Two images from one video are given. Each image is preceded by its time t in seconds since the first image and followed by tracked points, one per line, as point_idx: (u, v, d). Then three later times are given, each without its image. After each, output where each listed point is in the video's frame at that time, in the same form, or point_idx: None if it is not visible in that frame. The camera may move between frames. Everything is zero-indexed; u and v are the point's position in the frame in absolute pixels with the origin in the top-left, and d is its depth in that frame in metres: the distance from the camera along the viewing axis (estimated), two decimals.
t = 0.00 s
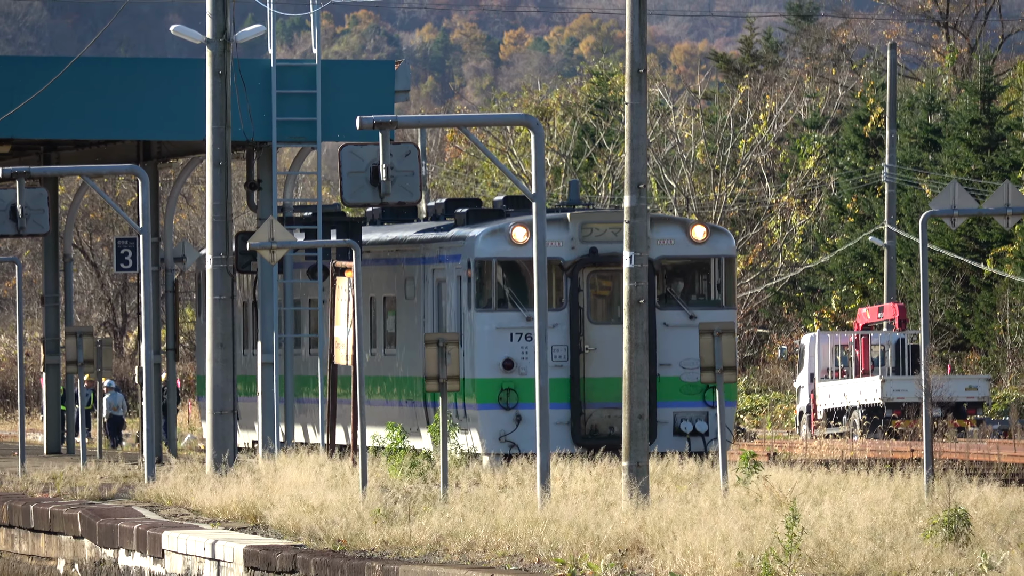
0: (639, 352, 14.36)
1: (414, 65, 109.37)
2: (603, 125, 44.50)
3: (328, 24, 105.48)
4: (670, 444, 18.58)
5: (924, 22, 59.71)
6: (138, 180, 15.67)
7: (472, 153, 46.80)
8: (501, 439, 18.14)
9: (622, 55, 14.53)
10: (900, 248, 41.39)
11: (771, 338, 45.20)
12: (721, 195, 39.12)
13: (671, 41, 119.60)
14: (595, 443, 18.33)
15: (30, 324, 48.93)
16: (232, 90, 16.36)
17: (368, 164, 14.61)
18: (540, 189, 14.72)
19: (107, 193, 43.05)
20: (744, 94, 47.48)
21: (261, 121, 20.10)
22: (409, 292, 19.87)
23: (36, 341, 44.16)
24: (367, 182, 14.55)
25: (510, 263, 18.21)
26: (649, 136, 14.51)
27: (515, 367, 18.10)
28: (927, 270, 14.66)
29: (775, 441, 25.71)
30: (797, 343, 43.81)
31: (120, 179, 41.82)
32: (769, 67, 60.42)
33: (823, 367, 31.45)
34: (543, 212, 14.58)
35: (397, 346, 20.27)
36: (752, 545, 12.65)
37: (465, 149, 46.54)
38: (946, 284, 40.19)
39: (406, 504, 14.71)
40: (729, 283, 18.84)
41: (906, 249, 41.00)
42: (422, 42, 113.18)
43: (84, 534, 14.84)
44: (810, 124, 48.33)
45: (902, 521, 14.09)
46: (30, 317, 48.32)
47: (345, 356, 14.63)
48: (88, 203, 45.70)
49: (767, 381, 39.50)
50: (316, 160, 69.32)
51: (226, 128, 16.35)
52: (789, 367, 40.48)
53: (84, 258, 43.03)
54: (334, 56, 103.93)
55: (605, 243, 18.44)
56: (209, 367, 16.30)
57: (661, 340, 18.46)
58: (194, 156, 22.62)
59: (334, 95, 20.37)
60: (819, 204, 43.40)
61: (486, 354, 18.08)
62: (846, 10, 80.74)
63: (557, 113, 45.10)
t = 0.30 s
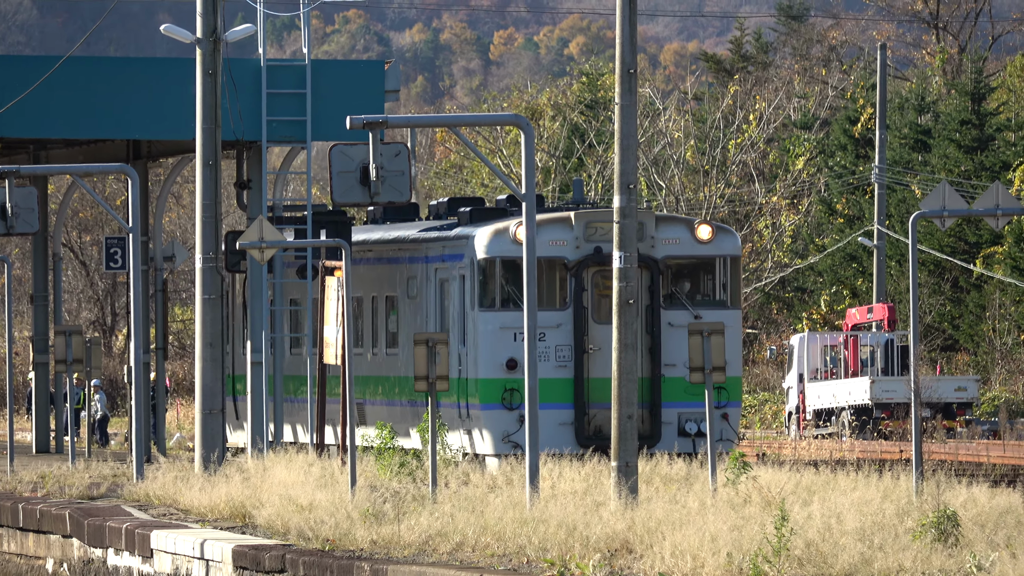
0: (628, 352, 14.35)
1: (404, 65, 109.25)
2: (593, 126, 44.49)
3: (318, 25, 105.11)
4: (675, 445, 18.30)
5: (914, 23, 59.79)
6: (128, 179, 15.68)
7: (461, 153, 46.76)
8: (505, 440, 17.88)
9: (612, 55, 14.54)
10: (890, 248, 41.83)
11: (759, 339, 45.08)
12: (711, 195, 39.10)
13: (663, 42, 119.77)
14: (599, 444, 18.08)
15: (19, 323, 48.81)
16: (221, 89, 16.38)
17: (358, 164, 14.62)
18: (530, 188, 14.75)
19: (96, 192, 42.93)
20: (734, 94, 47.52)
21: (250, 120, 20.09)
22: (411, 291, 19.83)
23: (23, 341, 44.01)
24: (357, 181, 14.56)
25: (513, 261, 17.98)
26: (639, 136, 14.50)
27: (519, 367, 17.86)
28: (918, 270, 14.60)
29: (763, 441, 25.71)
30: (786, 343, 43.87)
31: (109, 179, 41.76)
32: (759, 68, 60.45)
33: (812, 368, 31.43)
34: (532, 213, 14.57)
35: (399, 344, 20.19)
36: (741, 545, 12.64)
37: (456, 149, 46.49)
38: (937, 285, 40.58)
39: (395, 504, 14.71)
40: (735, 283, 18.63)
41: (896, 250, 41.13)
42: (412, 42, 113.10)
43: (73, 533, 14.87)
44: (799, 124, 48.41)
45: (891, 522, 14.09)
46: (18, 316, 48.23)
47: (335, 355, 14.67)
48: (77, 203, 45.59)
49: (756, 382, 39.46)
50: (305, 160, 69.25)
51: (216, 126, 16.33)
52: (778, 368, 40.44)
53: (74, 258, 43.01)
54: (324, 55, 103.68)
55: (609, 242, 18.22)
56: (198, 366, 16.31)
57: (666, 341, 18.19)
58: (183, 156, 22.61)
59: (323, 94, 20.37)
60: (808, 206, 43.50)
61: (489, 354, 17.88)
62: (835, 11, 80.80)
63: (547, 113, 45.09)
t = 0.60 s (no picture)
0: (616, 345, 14.33)
1: (390, 59, 109.13)
2: (581, 120, 44.46)
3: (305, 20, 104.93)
4: (679, 440, 18.13)
5: (902, 17, 59.78)
6: (117, 174, 15.67)
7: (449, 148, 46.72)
8: (509, 434, 17.82)
9: (599, 49, 14.51)
10: (879, 242, 41.98)
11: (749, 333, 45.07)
12: (699, 189, 39.06)
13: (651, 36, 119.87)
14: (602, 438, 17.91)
15: (6, 319, 48.72)
16: (209, 83, 16.41)
17: (346, 158, 14.59)
18: (518, 182, 14.74)
19: (84, 187, 42.81)
20: (721, 88, 47.53)
21: (238, 114, 20.19)
22: (413, 284, 19.57)
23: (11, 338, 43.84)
24: (345, 175, 14.55)
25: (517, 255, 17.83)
26: (627, 130, 14.51)
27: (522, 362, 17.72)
28: (905, 264, 14.64)
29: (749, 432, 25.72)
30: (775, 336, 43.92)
31: (97, 174, 41.67)
32: (747, 62, 60.45)
33: (801, 362, 31.64)
34: (521, 207, 14.55)
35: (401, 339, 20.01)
36: (730, 539, 12.61)
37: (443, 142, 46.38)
38: (924, 279, 40.83)
39: (383, 498, 14.71)
40: (740, 276, 18.39)
41: (884, 243, 41.31)
42: (399, 36, 112.79)
43: (62, 528, 14.90)
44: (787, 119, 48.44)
45: (879, 515, 14.08)
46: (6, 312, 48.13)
47: (323, 349, 14.69)
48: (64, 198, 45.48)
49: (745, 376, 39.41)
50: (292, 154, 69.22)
51: (203, 122, 16.40)
52: (768, 362, 40.41)
53: (62, 252, 43.00)
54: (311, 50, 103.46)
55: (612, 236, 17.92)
56: (186, 361, 16.36)
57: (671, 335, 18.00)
58: (171, 151, 22.62)
59: (310, 88, 20.43)
60: (796, 198, 43.35)
61: (493, 349, 17.75)
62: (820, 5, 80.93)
63: (534, 107, 45.05)
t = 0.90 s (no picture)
0: (605, 342, 14.30)
1: (380, 55, 108.94)
2: (570, 116, 44.46)
3: (295, 16, 104.77)
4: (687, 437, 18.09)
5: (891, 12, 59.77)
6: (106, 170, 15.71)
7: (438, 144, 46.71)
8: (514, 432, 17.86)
9: (588, 45, 14.46)
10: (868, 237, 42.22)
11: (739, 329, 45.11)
12: (688, 184, 39.05)
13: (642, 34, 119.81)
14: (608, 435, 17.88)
15: None
16: (198, 80, 16.49)
17: (335, 155, 14.58)
18: (508, 179, 14.56)
19: (73, 184, 42.70)
20: (710, 84, 47.58)
21: (227, 111, 20.21)
22: (417, 281, 19.51)
23: None
24: (334, 172, 14.55)
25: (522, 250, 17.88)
26: (615, 126, 14.45)
27: (528, 358, 17.76)
28: (895, 263, 14.50)
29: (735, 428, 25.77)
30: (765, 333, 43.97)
31: (86, 171, 41.57)
32: (736, 58, 60.48)
33: (790, 358, 31.60)
34: (510, 204, 14.50)
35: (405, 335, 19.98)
36: (720, 536, 12.55)
37: (433, 139, 46.31)
38: (913, 274, 41.35)
39: (373, 495, 14.71)
40: (746, 272, 18.43)
41: (873, 239, 41.56)
42: (388, 32, 112.69)
43: (52, 526, 14.90)
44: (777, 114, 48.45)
45: (869, 511, 14.05)
46: None
47: (312, 345, 14.73)
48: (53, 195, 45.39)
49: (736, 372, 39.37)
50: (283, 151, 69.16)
51: (192, 118, 16.47)
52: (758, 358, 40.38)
53: (51, 249, 42.99)
54: (300, 46, 103.27)
55: (619, 231, 17.88)
56: (176, 358, 16.44)
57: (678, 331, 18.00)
58: (160, 147, 22.66)
59: (300, 85, 20.47)
60: (785, 194, 43.66)
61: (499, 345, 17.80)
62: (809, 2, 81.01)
63: (524, 103, 45.02)
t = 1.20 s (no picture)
0: (595, 337, 14.24)
1: (369, 51, 108.74)
2: (558, 112, 44.45)
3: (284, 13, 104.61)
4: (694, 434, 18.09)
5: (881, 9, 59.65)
6: (95, 166, 15.73)
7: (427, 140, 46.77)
8: (520, 428, 17.87)
9: (578, 41, 14.43)
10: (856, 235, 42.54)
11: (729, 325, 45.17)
12: (677, 181, 39.08)
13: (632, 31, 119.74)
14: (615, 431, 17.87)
15: None
16: (187, 76, 16.58)
17: (324, 151, 14.61)
18: (497, 174, 14.56)
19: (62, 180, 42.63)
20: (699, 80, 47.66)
21: (216, 107, 20.21)
22: (421, 276, 19.40)
23: None
24: (323, 168, 14.54)
25: (528, 245, 17.81)
26: (604, 122, 14.43)
27: (534, 354, 17.78)
28: (884, 255, 14.40)
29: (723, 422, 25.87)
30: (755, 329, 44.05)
31: (75, 168, 41.50)
32: (725, 54, 60.55)
33: (780, 354, 32.19)
34: (499, 201, 14.43)
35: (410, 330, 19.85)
36: (709, 532, 12.49)
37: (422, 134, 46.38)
38: (902, 271, 41.32)
39: (362, 490, 14.71)
40: (755, 267, 18.31)
41: (862, 235, 41.90)
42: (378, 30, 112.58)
43: (41, 521, 14.91)
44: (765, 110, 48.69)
45: (858, 507, 14.03)
46: None
47: (301, 341, 14.74)
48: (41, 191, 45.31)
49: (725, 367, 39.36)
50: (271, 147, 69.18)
51: (182, 113, 16.54)
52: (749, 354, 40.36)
53: (40, 245, 42.87)
54: (289, 42, 103.00)
55: (627, 226, 17.80)
56: (165, 353, 16.53)
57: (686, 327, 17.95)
58: (149, 143, 22.74)
59: (288, 82, 20.48)
60: (774, 191, 43.97)
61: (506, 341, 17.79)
62: None
63: (513, 99, 45.06)
